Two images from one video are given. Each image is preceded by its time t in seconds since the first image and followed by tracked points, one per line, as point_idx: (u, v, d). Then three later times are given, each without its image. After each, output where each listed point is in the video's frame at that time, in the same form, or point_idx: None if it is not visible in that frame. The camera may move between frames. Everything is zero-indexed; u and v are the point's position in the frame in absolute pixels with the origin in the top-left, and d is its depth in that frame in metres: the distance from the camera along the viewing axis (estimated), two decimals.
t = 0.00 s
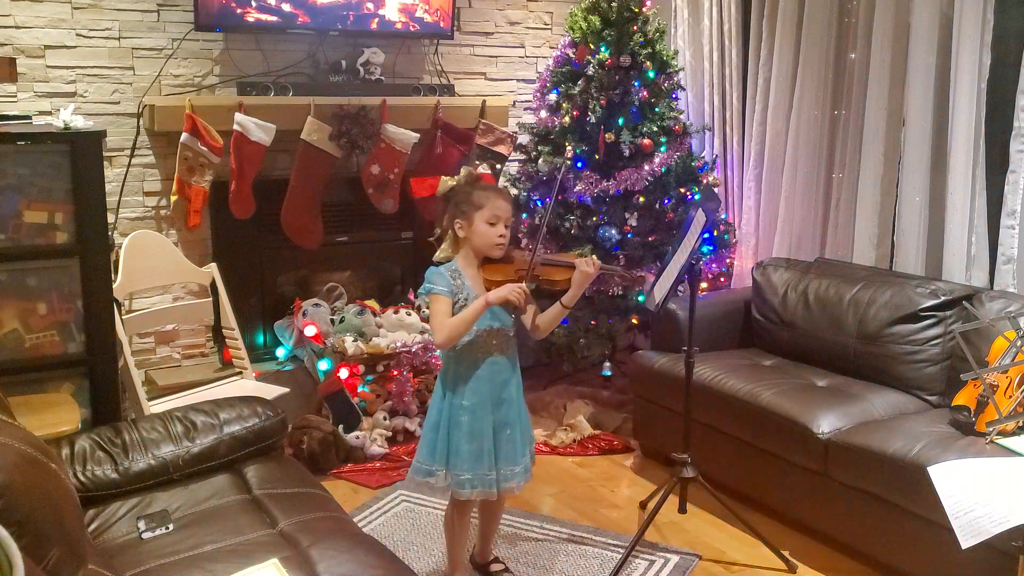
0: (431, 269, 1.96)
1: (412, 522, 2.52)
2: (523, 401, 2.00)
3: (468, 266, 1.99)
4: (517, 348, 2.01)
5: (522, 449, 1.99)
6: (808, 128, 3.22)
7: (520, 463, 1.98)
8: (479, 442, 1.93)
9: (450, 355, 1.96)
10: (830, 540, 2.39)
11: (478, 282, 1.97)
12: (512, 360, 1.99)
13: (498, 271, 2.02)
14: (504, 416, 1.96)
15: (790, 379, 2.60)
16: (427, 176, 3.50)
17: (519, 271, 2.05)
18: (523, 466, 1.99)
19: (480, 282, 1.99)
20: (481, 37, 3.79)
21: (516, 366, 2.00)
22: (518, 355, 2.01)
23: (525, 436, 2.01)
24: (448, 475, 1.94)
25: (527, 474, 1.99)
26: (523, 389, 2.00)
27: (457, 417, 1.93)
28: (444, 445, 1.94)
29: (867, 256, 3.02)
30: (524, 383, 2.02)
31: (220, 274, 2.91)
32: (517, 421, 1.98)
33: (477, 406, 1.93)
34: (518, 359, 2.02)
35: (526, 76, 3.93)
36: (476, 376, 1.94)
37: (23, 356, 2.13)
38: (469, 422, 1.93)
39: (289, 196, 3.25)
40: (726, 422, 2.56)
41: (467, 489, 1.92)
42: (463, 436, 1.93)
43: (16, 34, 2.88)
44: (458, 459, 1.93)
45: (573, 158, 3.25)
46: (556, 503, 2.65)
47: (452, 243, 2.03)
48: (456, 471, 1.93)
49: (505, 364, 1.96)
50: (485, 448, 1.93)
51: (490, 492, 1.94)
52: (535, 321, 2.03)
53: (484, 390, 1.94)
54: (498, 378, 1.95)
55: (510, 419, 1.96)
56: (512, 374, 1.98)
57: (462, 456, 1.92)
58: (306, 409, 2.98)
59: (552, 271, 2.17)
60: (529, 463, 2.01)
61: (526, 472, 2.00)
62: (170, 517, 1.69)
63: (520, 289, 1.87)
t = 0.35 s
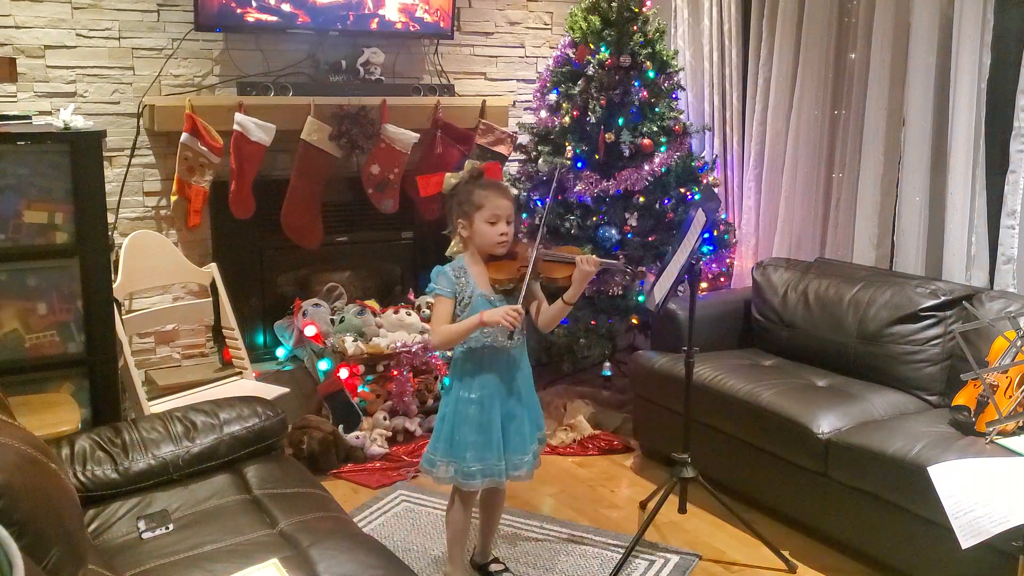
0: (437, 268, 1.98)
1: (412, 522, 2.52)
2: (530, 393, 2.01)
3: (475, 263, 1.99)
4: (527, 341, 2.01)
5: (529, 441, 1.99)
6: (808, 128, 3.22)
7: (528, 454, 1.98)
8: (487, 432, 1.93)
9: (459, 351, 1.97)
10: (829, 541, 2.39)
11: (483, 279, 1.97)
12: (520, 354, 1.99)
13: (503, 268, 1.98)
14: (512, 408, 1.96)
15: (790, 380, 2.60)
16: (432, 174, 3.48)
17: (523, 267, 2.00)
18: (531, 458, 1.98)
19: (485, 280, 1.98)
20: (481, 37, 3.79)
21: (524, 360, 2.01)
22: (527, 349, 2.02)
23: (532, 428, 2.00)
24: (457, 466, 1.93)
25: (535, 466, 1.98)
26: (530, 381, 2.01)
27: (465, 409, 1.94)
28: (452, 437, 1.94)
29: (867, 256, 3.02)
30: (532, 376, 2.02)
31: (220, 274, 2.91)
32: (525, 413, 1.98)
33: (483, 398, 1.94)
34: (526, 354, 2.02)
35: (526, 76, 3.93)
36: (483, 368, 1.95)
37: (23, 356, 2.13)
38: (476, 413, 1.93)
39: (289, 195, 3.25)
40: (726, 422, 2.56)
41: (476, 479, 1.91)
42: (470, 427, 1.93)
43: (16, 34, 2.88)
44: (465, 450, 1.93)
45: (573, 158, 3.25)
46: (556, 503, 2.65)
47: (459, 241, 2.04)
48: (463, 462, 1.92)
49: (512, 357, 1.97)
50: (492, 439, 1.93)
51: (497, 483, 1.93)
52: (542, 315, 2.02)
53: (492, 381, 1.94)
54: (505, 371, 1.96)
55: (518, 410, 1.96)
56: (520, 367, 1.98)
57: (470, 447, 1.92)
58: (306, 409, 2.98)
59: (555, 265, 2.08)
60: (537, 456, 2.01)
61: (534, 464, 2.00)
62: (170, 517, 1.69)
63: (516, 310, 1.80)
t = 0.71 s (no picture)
0: (439, 265, 2.00)
1: (412, 522, 2.52)
2: (530, 390, 2.00)
3: (477, 262, 1.99)
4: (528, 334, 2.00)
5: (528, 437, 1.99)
6: (807, 129, 3.22)
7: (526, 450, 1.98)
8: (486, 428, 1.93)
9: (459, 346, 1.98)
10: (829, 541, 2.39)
11: (482, 278, 1.97)
12: (521, 350, 1.99)
13: (502, 266, 1.96)
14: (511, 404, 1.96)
15: (790, 380, 2.60)
16: (437, 173, 3.49)
17: (521, 265, 1.96)
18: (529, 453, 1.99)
19: (485, 278, 1.97)
20: (481, 37, 3.79)
21: (526, 356, 2.00)
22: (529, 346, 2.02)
23: (532, 424, 2.00)
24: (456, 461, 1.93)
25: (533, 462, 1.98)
26: (531, 377, 2.01)
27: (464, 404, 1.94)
28: (452, 432, 1.94)
29: (867, 256, 3.02)
30: (533, 373, 2.02)
31: (220, 274, 2.91)
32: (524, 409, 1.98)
33: (483, 394, 1.94)
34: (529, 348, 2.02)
35: (526, 76, 3.93)
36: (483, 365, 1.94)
37: (23, 356, 2.13)
38: (474, 409, 1.94)
39: (289, 195, 3.25)
40: (726, 422, 2.56)
41: (474, 474, 1.92)
42: (469, 422, 1.94)
43: (16, 34, 2.88)
44: (463, 445, 1.93)
45: (573, 158, 3.25)
46: (556, 503, 2.65)
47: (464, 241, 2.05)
48: (461, 457, 1.93)
49: (511, 354, 1.96)
50: (490, 435, 1.93)
51: (495, 478, 1.94)
52: (541, 313, 1.99)
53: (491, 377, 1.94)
54: (506, 367, 1.95)
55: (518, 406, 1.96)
56: (520, 363, 1.98)
57: (469, 442, 1.93)
58: (306, 409, 2.98)
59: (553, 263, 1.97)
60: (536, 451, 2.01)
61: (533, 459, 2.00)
62: (170, 517, 1.69)
63: (495, 336, 1.80)
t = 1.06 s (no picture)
0: (428, 274, 1.97)
1: (412, 522, 2.52)
2: (529, 395, 1.98)
3: (467, 268, 1.96)
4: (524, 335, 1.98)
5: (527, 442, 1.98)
6: (807, 129, 3.23)
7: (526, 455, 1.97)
8: (484, 436, 1.93)
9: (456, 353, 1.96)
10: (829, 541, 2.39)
11: (471, 284, 1.94)
12: (516, 355, 1.96)
13: (488, 271, 1.92)
14: (507, 412, 1.95)
15: (790, 380, 2.60)
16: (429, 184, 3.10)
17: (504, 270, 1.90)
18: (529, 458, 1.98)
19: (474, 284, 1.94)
20: (481, 37, 3.79)
21: (522, 360, 1.97)
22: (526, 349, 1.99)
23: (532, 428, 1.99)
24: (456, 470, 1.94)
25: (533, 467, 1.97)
26: (528, 382, 1.98)
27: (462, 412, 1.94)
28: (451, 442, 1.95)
29: (867, 256, 3.02)
30: (531, 377, 1.99)
31: (220, 274, 2.91)
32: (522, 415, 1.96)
33: (477, 403, 1.93)
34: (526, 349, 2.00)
35: (526, 76, 3.93)
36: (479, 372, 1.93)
37: (23, 356, 2.13)
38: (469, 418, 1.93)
39: (289, 195, 3.25)
40: (726, 422, 2.56)
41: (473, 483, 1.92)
42: (465, 430, 1.94)
43: (16, 34, 2.88)
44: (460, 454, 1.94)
45: (573, 158, 3.25)
46: (556, 503, 2.65)
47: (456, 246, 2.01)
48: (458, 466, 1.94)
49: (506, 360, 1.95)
50: (487, 443, 1.93)
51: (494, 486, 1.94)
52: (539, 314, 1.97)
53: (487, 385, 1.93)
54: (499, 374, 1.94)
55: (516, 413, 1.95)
56: (517, 368, 1.96)
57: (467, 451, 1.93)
58: (306, 409, 2.98)
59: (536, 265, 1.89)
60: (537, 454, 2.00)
61: (534, 462, 2.00)
62: (170, 517, 1.69)
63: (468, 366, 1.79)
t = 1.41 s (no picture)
0: (405, 292, 1.91)
1: (412, 522, 2.52)
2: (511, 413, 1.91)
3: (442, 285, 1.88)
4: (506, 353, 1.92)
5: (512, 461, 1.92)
6: (807, 128, 3.23)
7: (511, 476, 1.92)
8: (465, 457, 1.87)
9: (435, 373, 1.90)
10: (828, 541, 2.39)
11: (446, 302, 1.86)
12: (496, 374, 1.89)
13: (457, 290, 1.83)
14: (492, 431, 1.88)
15: (790, 380, 2.60)
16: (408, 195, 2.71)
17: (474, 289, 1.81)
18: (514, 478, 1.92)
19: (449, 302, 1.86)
20: (481, 37, 3.79)
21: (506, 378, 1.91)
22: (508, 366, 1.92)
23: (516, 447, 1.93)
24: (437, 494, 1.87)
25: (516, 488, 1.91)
26: (513, 400, 1.93)
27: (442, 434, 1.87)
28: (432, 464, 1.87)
29: (867, 256, 3.02)
30: (517, 394, 1.93)
31: (220, 274, 2.91)
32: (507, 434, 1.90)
33: (460, 421, 1.87)
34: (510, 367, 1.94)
35: (526, 76, 3.93)
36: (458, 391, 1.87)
37: (23, 356, 2.13)
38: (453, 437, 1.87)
39: (290, 195, 3.26)
40: (725, 422, 2.56)
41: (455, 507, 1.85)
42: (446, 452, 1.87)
43: (16, 34, 2.88)
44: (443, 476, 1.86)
45: (573, 158, 3.25)
46: (556, 503, 2.65)
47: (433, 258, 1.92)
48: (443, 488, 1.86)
49: (485, 379, 1.87)
50: (471, 464, 1.86)
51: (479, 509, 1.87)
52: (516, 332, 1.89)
53: (467, 404, 1.87)
54: (484, 392, 1.87)
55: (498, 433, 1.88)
56: (498, 387, 1.89)
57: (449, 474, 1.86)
58: (306, 409, 2.98)
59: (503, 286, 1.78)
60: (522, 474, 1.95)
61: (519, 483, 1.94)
62: (170, 517, 1.69)
63: (429, 415, 1.71)
